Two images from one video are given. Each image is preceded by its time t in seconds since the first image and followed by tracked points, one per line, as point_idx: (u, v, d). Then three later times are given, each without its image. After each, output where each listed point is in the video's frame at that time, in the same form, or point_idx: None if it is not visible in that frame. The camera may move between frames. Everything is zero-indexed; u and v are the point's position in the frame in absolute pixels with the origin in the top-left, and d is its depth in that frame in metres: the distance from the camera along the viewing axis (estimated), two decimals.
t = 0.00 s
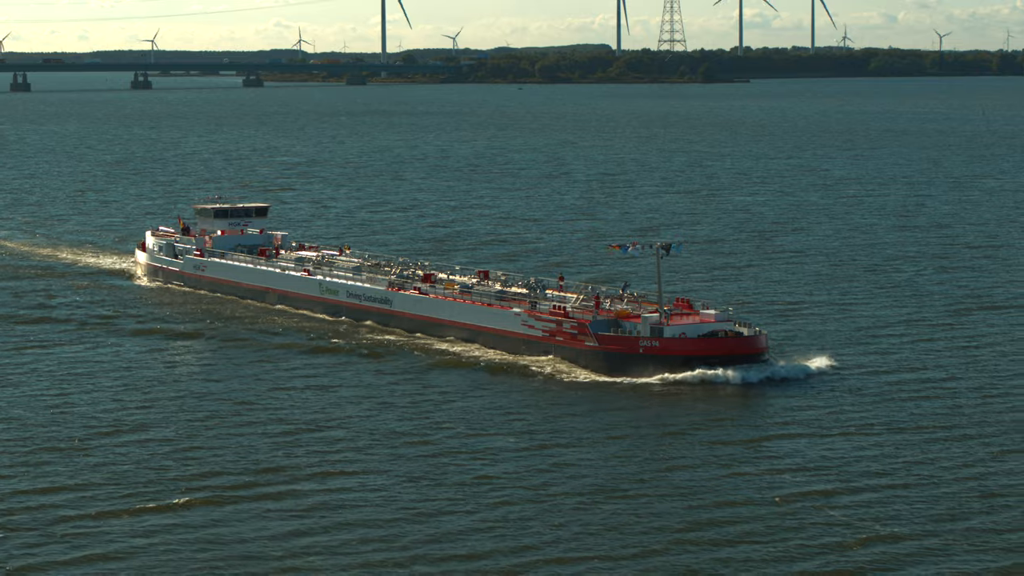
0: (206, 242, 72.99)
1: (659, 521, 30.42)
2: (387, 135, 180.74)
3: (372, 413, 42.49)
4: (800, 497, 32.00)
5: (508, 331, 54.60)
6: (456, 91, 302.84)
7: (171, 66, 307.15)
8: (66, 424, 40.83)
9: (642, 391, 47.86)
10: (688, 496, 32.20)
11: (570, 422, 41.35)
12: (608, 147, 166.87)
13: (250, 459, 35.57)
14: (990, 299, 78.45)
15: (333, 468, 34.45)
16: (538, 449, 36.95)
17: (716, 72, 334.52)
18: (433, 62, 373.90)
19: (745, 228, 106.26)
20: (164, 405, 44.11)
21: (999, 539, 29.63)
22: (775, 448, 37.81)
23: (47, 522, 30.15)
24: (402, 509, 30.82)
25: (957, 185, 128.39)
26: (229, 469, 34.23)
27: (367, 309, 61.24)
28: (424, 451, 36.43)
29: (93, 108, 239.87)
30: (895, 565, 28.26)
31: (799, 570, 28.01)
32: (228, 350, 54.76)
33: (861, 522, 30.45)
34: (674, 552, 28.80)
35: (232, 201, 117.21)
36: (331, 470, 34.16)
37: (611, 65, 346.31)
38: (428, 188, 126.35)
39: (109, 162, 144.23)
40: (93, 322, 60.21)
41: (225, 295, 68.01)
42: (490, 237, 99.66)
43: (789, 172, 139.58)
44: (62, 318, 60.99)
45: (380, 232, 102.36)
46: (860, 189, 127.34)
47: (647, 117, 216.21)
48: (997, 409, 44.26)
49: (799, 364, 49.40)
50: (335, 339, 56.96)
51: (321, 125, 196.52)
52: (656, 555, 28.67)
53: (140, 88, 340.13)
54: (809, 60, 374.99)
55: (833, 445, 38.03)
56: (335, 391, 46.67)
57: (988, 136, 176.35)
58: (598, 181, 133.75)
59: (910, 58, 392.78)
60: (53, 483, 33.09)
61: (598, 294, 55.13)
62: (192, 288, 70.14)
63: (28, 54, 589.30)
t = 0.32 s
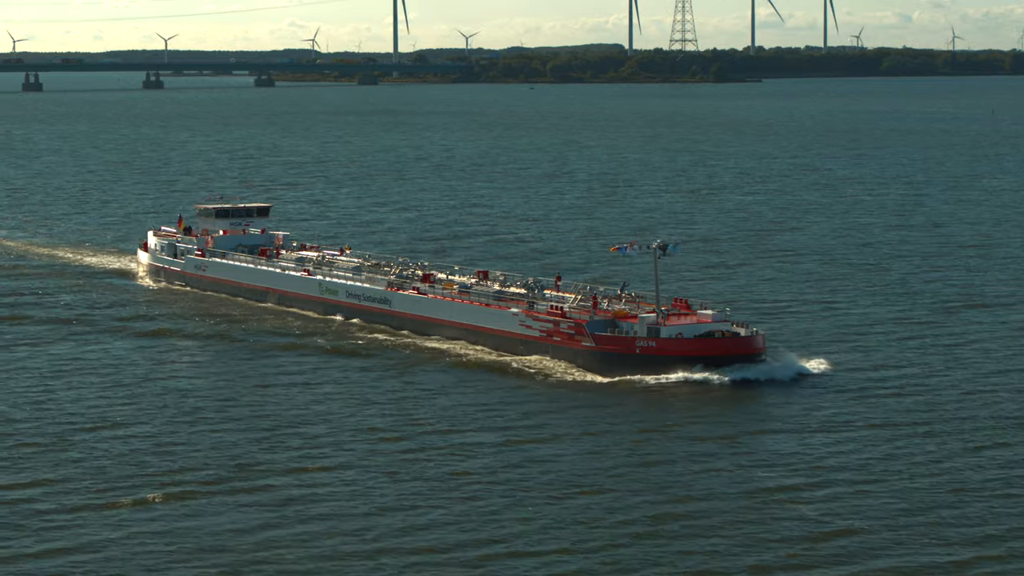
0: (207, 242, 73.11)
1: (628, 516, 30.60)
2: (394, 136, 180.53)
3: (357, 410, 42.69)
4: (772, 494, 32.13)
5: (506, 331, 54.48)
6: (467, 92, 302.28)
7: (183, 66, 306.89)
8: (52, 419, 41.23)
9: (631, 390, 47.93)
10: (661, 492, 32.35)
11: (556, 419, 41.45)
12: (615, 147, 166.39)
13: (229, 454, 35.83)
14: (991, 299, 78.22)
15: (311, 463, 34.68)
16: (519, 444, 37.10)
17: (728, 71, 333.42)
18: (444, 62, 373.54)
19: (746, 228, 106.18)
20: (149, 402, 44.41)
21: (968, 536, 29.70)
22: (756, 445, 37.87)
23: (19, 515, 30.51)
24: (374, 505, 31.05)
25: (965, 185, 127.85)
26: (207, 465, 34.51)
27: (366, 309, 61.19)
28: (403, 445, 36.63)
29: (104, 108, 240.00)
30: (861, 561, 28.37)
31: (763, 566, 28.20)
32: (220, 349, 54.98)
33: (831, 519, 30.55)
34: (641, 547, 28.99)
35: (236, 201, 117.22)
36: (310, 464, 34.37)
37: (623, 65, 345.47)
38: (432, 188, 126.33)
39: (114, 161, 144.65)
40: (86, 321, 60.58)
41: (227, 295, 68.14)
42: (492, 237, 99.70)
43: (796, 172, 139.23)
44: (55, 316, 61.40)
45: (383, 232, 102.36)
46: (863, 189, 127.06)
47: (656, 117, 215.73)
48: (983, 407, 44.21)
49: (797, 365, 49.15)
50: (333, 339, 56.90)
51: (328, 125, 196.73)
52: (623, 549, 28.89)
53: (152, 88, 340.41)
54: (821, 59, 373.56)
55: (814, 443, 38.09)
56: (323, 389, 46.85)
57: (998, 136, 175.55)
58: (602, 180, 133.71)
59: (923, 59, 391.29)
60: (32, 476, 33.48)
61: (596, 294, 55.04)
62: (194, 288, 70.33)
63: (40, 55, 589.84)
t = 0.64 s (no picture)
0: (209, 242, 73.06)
1: (596, 508, 30.81)
2: (402, 135, 180.45)
3: (341, 407, 42.89)
4: (742, 487, 32.31)
5: (504, 331, 54.34)
6: (481, 91, 301.81)
7: (197, 66, 306.76)
8: (37, 416, 41.59)
9: (618, 388, 47.99)
10: (631, 486, 32.54)
11: (540, 416, 41.57)
12: (624, 146, 165.99)
13: (207, 448, 36.06)
14: (991, 298, 78.02)
15: (288, 456, 34.92)
16: (497, 439, 37.31)
17: (740, 71, 332.49)
18: (456, 62, 373.28)
19: (747, 227, 106.13)
20: (135, 399, 44.72)
21: (932, 529, 29.80)
22: (734, 441, 37.95)
23: None
24: (344, 498, 31.32)
25: (973, 186, 127.32)
26: (184, 458, 34.78)
27: (366, 309, 61.08)
28: (381, 439, 36.83)
29: (117, 108, 240.13)
30: (823, 552, 28.52)
31: (726, 556, 28.40)
32: (214, 348, 55.06)
33: (798, 510, 30.73)
34: (605, 538, 29.22)
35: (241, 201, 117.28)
36: (289, 459, 34.59)
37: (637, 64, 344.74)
38: (436, 188, 126.34)
39: (121, 161, 144.86)
40: (77, 318, 60.95)
41: (228, 295, 68.13)
42: (495, 237, 99.64)
43: (804, 172, 138.86)
44: (45, 314, 61.76)
45: (388, 232, 102.25)
46: (866, 189, 126.76)
47: (666, 117, 215.21)
48: (967, 405, 44.21)
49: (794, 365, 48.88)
50: (331, 339, 56.79)
51: (337, 126, 196.66)
52: (587, 540, 29.10)
53: (166, 88, 340.00)
54: (834, 59, 372.26)
55: (793, 439, 38.17)
56: (310, 386, 47.02)
57: (1008, 136, 174.75)
58: (606, 180, 133.61)
59: (936, 59, 389.83)
60: (12, 471, 33.82)
61: (594, 293, 54.96)
62: (196, 288, 70.31)
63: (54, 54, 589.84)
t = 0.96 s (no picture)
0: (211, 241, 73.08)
1: (567, 503, 31.15)
2: (410, 135, 180.30)
3: (326, 404, 43.19)
4: (713, 483, 32.61)
5: (502, 331, 54.34)
6: (494, 92, 301.08)
7: (211, 66, 306.43)
8: (24, 412, 42.00)
9: (606, 388, 48.14)
10: (604, 481, 32.78)
11: (525, 414, 41.77)
12: (633, 147, 165.44)
13: (187, 444, 36.42)
14: (991, 298, 77.78)
15: (268, 451, 35.26)
16: (476, 436, 37.58)
17: (754, 71, 331.03)
18: (468, 62, 372.72)
19: (749, 227, 106.04)
20: (123, 396, 45.10)
21: (899, 525, 30.04)
22: (713, 438, 38.18)
23: None
24: (317, 492, 31.67)
25: (980, 186, 126.82)
26: (164, 453, 35.19)
27: (366, 309, 61.14)
28: (362, 435, 37.15)
29: (128, 108, 240.25)
30: (788, 547, 28.81)
31: (691, 551, 28.72)
32: (210, 346, 55.24)
33: (767, 505, 31.01)
34: (571, 532, 29.56)
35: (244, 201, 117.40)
36: (269, 454, 34.93)
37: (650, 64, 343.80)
38: (440, 188, 126.27)
39: (127, 161, 145.20)
40: (69, 317, 61.37)
41: (230, 295, 68.12)
42: (498, 237, 99.68)
43: (811, 172, 138.48)
44: (38, 312, 62.15)
45: (391, 232, 102.25)
46: (871, 189, 126.43)
47: (677, 117, 214.60)
48: (951, 404, 44.29)
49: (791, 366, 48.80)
50: (330, 339, 56.77)
51: (344, 125, 196.51)
52: (554, 534, 29.45)
53: (179, 88, 339.64)
54: (847, 58, 370.59)
55: (774, 436, 38.36)
56: (299, 384, 47.27)
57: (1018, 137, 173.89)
58: (611, 180, 133.54)
59: (950, 58, 387.91)
60: None
61: (592, 293, 54.91)
62: (198, 289, 70.32)
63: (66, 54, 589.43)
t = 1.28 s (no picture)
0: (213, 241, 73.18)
1: (534, 497, 31.45)
2: (418, 135, 180.19)
3: (311, 401, 43.51)
4: (683, 477, 32.93)
5: (499, 330, 54.14)
6: (508, 91, 300.17)
7: (226, 66, 306.17)
8: (11, 408, 42.44)
9: (593, 387, 48.27)
10: (575, 475, 33.08)
11: (509, 410, 42.04)
12: (641, 147, 165.00)
13: (166, 439, 36.79)
14: (992, 297, 77.49)
15: (248, 446, 35.65)
16: (456, 432, 37.85)
17: (768, 71, 329.30)
18: (482, 61, 372.15)
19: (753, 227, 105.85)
20: (111, 392, 45.47)
21: (863, 519, 30.33)
22: (692, 435, 38.42)
23: None
24: (291, 486, 32.02)
25: (990, 187, 126.07)
26: (144, 447, 35.56)
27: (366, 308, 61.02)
28: (341, 432, 37.43)
29: (142, 108, 240.39)
30: (749, 539, 29.16)
31: (655, 542, 29.09)
32: (203, 344, 55.35)
33: (734, 500, 31.35)
34: (538, 524, 29.90)
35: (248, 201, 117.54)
36: (248, 448, 35.33)
37: (663, 64, 342.57)
38: (444, 187, 126.34)
39: (134, 160, 145.51)
40: (62, 315, 61.82)
41: (231, 295, 68.04)
42: (502, 237, 99.77)
43: (820, 172, 137.99)
44: (33, 311, 62.54)
45: (396, 232, 102.31)
46: (875, 189, 126.14)
47: (688, 117, 213.87)
48: (933, 402, 44.44)
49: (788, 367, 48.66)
50: (328, 338, 56.55)
51: (354, 125, 196.55)
52: (521, 525, 29.84)
53: (194, 88, 339.45)
54: (861, 58, 368.43)
55: (752, 433, 38.65)
56: (286, 381, 47.56)
57: None
58: (616, 180, 133.50)
59: (966, 58, 385.35)
60: None
61: (590, 293, 54.81)
62: (200, 289, 70.23)
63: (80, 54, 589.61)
